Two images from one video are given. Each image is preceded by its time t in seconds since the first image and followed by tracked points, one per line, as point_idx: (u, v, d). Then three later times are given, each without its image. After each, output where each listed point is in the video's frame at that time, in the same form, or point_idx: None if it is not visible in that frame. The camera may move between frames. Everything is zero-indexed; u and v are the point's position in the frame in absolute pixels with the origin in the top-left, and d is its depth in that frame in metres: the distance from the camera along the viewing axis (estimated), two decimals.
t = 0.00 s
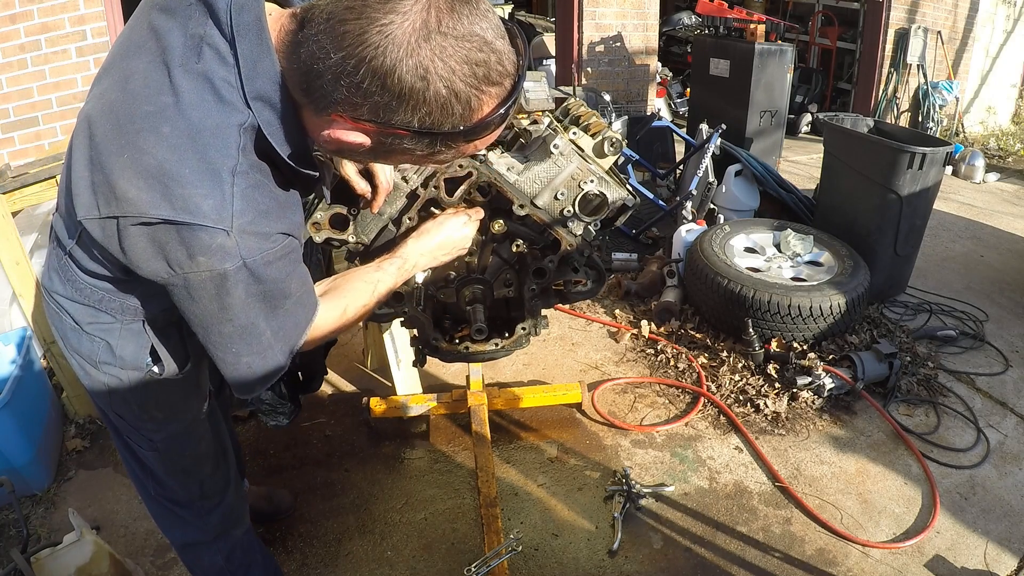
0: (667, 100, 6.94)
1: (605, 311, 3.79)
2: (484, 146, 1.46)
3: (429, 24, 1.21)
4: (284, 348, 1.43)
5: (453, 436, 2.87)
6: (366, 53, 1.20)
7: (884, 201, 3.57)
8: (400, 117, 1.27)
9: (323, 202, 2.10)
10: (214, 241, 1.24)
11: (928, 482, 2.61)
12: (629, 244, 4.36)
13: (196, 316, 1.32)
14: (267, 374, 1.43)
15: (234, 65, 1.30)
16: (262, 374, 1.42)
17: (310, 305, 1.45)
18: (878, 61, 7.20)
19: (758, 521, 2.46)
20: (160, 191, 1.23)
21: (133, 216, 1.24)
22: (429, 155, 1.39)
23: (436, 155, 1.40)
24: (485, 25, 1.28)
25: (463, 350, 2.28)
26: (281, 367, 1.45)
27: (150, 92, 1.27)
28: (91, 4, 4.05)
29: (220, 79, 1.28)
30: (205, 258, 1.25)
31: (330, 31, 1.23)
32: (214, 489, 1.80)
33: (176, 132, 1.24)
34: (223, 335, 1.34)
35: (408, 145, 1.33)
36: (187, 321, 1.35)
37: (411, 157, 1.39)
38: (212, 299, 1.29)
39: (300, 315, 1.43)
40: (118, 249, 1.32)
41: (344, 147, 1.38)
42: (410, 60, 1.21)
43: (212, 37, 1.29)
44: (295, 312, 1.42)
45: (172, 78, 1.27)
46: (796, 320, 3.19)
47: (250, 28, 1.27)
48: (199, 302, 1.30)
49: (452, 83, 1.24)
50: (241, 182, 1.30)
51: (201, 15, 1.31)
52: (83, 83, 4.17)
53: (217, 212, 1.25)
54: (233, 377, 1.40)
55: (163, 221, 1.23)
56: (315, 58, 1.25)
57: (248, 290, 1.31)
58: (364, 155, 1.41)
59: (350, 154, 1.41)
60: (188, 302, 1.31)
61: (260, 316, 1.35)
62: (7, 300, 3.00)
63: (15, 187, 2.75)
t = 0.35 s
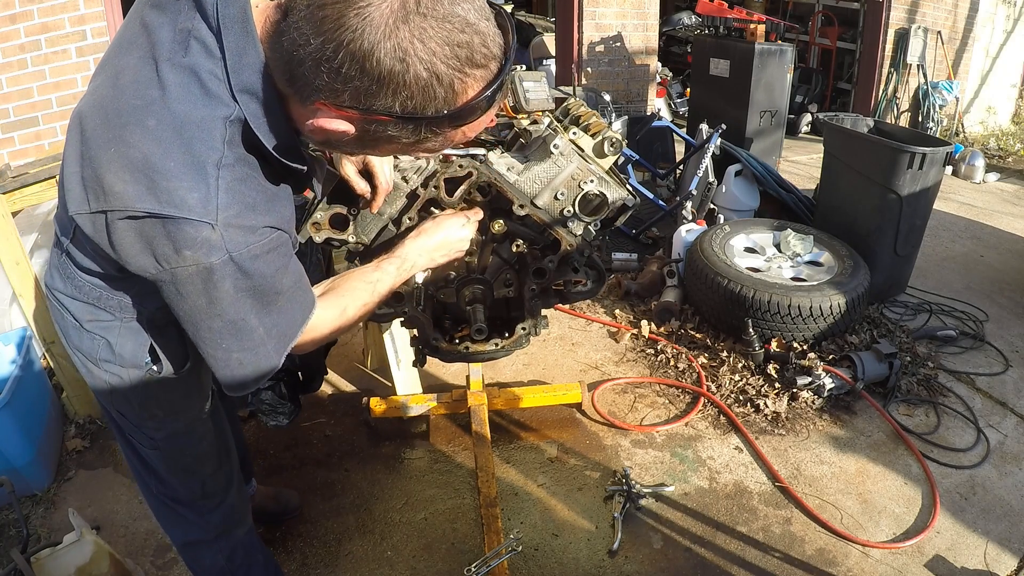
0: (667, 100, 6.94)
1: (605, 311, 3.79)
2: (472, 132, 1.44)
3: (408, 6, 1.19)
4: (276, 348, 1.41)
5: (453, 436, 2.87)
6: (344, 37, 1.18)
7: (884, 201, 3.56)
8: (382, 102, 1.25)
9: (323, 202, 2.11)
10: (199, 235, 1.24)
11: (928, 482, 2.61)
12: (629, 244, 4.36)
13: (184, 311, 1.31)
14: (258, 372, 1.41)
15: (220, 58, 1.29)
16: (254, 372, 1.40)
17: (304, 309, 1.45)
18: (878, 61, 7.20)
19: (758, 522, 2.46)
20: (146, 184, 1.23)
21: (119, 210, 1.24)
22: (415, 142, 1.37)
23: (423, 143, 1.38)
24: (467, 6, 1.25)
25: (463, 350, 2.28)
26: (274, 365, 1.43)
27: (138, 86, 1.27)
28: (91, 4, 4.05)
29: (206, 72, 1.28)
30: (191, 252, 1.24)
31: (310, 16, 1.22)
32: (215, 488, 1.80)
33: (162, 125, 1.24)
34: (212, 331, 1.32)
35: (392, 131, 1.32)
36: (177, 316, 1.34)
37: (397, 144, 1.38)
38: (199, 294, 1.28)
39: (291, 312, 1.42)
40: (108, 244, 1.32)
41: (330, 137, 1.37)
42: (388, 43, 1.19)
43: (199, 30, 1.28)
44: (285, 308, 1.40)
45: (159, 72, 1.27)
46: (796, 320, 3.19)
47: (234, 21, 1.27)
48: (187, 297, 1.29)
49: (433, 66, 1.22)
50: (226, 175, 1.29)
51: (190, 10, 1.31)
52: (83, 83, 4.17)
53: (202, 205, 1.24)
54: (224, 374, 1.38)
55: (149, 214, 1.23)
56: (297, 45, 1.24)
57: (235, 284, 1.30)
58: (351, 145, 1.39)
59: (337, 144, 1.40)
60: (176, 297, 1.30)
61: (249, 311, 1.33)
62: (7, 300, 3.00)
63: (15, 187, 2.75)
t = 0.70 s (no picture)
0: (667, 100, 6.94)
1: (605, 311, 3.79)
2: (470, 118, 1.43)
3: None
4: (273, 345, 1.41)
5: (453, 436, 2.87)
6: (340, 22, 1.18)
7: (884, 201, 3.56)
8: (379, 87, 1.25)
9: (323, 202, 2.10)
10: (198, 232, 1.23)
11: (928, 482, 2.61)
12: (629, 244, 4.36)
13: (183, 308, 1.31)
14: (256, 370, 1.41)
15: (217, 54, 1.29)
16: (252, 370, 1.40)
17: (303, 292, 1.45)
18: (878, 61, 7.20)
19: (758, 521, 2.46)
20: (145, 181, 1.22)
21: (118, 207, 1.24)
22: (413, 129, 1.36)
23: (421, 130, 1.37)
24: None
25: (462, 350, 2.28)
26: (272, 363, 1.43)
27: (135, 84, 1.27)
28: (91, 4, 4.05)
29: (203, 68, 1.27)
30: (190, 249, 1.24)
31: (304, 4, 1.21)
32: (217, 488, 1.80)
33: (161, 122, 1.24)
34: (211, 329, 1.32)
35: (389, 117, 1.31)
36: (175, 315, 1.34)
37: (394, 132, 1.37)
38: (198, 291, 1.28)
39: (289, 309, 1.42)
40: (106, 243, 1.31)
41: (327, 126, 1.36)
42: (383, 27, 1.18)
43: (196, 27, 1.28)
44: (283, 305, 1.40)
45: (156, 70, 1.27)
46: (796, 320, 3.19)
47: (230, 18, 1.26)
48: (186, 294, 1.29)
49: (429, 49, 1.21)
50: (225, 170, 1.29)
51: (186, 7, 1.31)
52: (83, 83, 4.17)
53: (200, 201, 1.24)
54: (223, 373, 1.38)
55: (148, 212, 1.22)
56: (292, 34, 1.24)
57: (234, 281, 1.29)
58: (348, 133, 1.39)
59: (334, 133, 1.39)
60: (175, 295, 1.30)
61: (247, 308, 1.33)
62: (7, 300, 3.00)
63: (15, 187, 2.75)
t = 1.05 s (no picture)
0: (667, 100, 6.94)
1: (605, 311, 3.79)
2: (454, 32, 1.30)
3: None
4: (271, 315, 1.40)
5: (453, 436, 2.87)
6: None
7: (884, 201, 3.56)
8: None
9: (323, 202, 2.10)
10: (181, 183, 1.24)
11: (928, 482, 2.61)
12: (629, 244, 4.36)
13: (176, 273, 1.30)
14: (254, 339, 1.39)
15: (194, 11, 1.33)
16: (251, 338, 1.39)
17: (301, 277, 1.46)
18: (878, 61, 7.20)
19: (758, 522, 2.46)
20: (127, 140, 1.25)
21: (103, 169, 1.26)
22: (391, 44, 1.25)
23: (400, 44, 1.26)
24: None
25: (463, 350, 2.28)
26: (271, 333, 1.42)
27: (117, 52, 1.32)
28: (91, 4, 4.05)
29: (180, 24, 1.32)
30: (175, 204, 1.24)
31: None
32: (224, 492, 1.80)
33: (140, 80, 1.27)
34: (204, 291, 1.31)
35: (363, 28, 1.20)
36: (168, 283, 1.34)
37: (372, 50, 1.26)
38: (187, 250, 1.27)
39: (284, 273, 1.41)
40: (95, 212, 1.34)
41: (307, 56, 1.29)
42: None
43: None
44: (276, 268, 1.39)
45: (135, 34, 1.32)
46: (796, 320, 3.19)
47: None
48: (176, 257, 1.28)
49: None
50: (206, 123, 1.30)
51: None
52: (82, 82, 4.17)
53: (182, 152, 1.25)
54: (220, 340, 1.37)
55: (131, 169, 1.24)
56: None
57: (223, 237, 1.29)
58: (327, 64, 1.30)
59: (315, 66, 1.31)
60: (166, 259, 1.30)
61: (239, 268, 1.32)
62: (7, 300, 3.00)
63: (15, 187, 2.75)
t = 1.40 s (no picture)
0: (667, 100, 6.94)
1: (605, 311, 3.79)
2: None
3: None
4: (268, 293, 1.39)
5: (453, 436, 2.87)
6: None
7: (884, 201, 3.56)
8: None
9: (323, 203, 2.10)
10: (169, 151, 1.25)
11: (928, 482, 2.61)
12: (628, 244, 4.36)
13: (168, 249, 1.30)
14: (251, 316, 1.38)
15: None
16: (248, 316, 1.37)
17: (298, 259, 1.45)
18: (878, 61, 7.20)
19: (758, 522, 2.46)
20: (114, 114, 1.27)
21: (91, 146, 1.28)
22: None
23: None
24: None
25: (463, 350, 2.28)
26: (268, 311, 1.40)
27: (103, 35, 1.38)
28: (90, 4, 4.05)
29: (162, 2, 1.39)
30: (163, 173, 1.25)
31: None
32: (227, 496, 1.80)
33: (125, 56, 1.32)
34: (197, 266, 1.30)
35: None
36: (162, 261, 1.33)
37: None
38: (178, 222, 1.27)
39: (279, 251, 1.40)
40: (86, 195, 1.35)
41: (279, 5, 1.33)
42: None
43: None
44: (270, 243, 1.38)
45: (121, 18, 1.38)
46: (796, 320, 3.19)
47: None
48: (168, 231, 1.28)
49: None
50: (192, 92, 1.32)
51: None
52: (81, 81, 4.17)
53: (169, 120, 1.27)
54: (218, 319, 1.36)
55: (118, 142, 1.26)
56: None
57: (214, 208, 1.28)
58: (300, 13, 1.33)
59: (289, 16, 1.34)
60: (158, 235, 1.30)
61: (232, 241, 1.31)
62: (7, 300, 3.00)
63: (15, 186, 2.75)
